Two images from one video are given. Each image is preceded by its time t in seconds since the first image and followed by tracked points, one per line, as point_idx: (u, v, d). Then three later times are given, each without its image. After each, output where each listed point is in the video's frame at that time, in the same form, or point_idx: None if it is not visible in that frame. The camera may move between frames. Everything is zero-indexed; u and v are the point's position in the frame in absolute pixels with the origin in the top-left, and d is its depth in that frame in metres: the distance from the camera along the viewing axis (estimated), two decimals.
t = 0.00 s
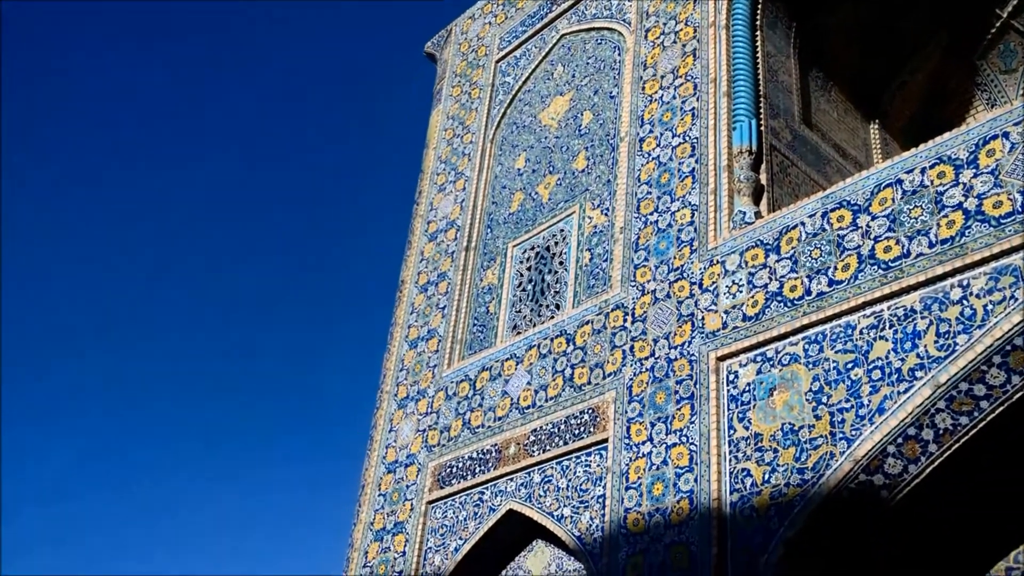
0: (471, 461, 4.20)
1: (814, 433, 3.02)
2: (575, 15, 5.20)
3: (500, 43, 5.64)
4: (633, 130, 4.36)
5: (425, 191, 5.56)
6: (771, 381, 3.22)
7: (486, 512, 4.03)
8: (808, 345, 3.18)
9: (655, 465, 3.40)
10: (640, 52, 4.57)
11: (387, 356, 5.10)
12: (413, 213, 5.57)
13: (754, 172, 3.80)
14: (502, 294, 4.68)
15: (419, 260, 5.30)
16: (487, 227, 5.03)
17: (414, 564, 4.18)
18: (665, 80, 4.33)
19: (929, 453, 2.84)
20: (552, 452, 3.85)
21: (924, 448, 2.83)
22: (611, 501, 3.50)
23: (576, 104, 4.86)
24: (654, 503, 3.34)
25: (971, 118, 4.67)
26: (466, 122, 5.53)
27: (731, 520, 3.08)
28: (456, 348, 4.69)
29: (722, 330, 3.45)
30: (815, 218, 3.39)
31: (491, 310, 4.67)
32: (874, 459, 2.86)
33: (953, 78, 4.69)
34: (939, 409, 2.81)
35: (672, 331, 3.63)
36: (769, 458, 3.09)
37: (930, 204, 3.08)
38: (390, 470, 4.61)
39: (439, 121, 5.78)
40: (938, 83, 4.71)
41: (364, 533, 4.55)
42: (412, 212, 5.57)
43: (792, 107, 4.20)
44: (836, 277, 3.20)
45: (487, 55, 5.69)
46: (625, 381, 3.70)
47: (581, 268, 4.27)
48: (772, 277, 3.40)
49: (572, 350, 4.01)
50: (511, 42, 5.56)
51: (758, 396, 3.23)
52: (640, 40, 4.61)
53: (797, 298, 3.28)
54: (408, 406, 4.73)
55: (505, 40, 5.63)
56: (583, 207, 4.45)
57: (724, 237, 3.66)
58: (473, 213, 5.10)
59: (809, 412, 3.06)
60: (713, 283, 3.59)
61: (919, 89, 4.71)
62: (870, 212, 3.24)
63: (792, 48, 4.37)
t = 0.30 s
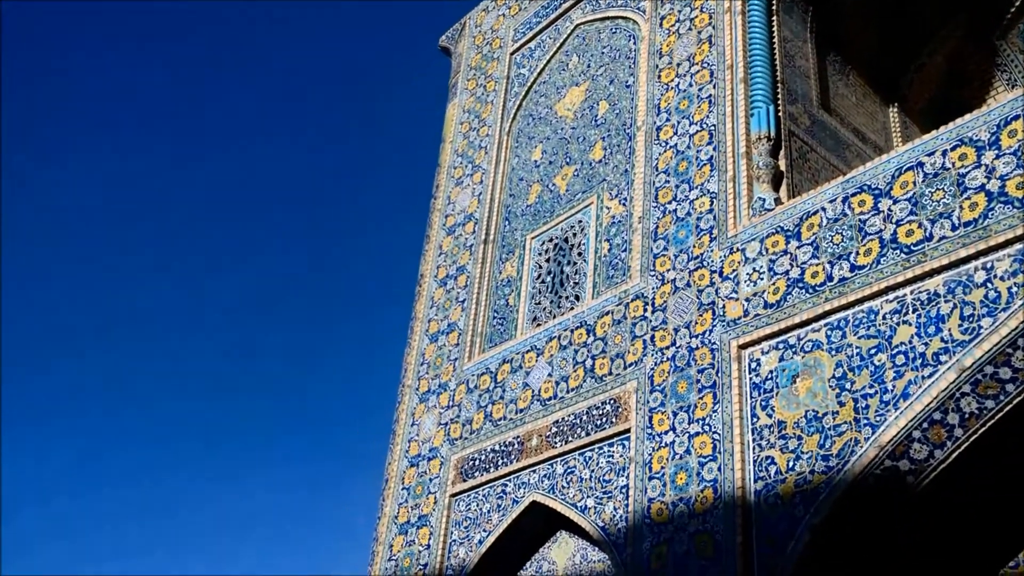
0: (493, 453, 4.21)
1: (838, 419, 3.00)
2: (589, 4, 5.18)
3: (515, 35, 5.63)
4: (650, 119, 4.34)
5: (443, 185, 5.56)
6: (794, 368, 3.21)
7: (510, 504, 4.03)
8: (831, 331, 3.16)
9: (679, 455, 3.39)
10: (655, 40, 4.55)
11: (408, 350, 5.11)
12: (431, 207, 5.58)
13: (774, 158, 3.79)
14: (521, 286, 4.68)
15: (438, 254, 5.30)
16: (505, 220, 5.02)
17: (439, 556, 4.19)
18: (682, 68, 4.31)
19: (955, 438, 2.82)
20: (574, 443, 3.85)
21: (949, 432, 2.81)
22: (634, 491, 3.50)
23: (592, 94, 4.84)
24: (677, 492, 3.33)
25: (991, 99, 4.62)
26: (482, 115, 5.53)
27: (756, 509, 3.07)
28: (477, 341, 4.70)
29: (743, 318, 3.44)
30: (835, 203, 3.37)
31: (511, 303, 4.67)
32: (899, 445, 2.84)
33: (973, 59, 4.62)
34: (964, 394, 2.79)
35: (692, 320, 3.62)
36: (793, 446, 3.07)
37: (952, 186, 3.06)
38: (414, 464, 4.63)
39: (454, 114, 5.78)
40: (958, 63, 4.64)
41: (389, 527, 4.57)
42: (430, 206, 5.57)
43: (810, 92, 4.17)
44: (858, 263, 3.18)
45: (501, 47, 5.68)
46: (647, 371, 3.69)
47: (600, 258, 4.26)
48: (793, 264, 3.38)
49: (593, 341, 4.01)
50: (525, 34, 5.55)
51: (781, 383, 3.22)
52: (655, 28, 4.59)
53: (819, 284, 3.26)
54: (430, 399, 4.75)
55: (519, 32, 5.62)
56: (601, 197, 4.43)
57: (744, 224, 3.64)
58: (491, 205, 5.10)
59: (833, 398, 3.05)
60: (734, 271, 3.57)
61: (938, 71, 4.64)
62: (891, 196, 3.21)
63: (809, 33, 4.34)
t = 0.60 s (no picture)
0: (518, 440, 4.22)
1: (865, 400, 2.99)
2: None
3: (531, 21, 5.62)
4: (669, 102, 4.32)
5: (462, 173, 5.57)
6: (819, 349, 3.20)
7: (535, 489, 4.05)
8: (856, 312, 3.15)
9: (704, 438, 3.39)
10: (673, 23, 4.53)
11: (431, 338, 5.13)
12: (450, 195, 5.58)
13: (795, 139, 3.76)
14: (543, 273, 4.68)
15: (458, 242, 5.32)
16: (525, 207, 5.02)
17: (466, 542, 4.22)
18: (700, 50, 4.29)
19: (983, 417, 2.79)
20: (599, 428, 3.85)
21: (978, 411, 2.79)
22: (660, 475, 3.50)
23: (610, 79, 4.83)
24: (703, 475, 3.33)
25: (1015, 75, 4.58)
26: (500, 102, 5.53)
27: (783, 491, 3.06)
28: (499, 329, 4.71)
29: (767, 300, 3.43)
30: (859, 183, 3.35)
31: (532, 289, 4.68)
32: (926, 424, 2.83)
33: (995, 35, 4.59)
34: (992, 372, 2.77)
35: (715, 303, 3.61)
36: (819, 427, 3.07)
37: (977, 163, 3.03)
38: (438, 451, 4.66)
39: (472, 102, 5.78)
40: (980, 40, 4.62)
41: (415, 514, 4.60)
42: (449, 195, 5.58)
43: (831, 71, 4.14)
44: (882, 243, 3.16)
45: (518, 34, 5.67)
46: (670, 355, 3.69)
47: (621, 243, 4.26)
48: (816, 245, 3.37)
49: (616, 326, 4.01)
50: (541, 19, 5.54)
51: (806, 364, 3.21)
52: (673, 10, 4.57)
53: (843, 264, 3.24)
54: (453, 387, 4.77)
55: (536, 17, 5.60)
56: (621, 182, 4.42)
57: (766, 206, 3.62)
58: (511, 192, 5.11)
59: (859, 379, 3.04)
60: (756, 254, 3.56)
61: (960, 47, 4.61)
62: (915, 174, 3.19)
63: (829, 11, 4.30)
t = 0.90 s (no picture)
0: (534, 426, 4.23)
1: (882, 381, 2.97)
2: None
3: (542, 5, 5.59)
4: (682, 84, 4.29)
5: (474, 160, 5.56)
6: (835, 332, 3.18)
7: (551, 475, 4.05)
8: (872, 293, 3.13)
9: (720, 422, 3.38)
10: (685, 4, 4.50)
11: (445, 325, 5.14)
12: (462, 182, 5.57)
13: (809, 120, 3.73)
14: (556, 258, 4.67)
15: (471, 228, 5.31)
16: (538, 192, 5.01)
17: (483, 528, 4.23)
18: (713, 31, 4.26)
19: (1002, 397, 2.75)
20: (614, 413, 3.85)
21: (996, 391, 2.76)
22: (676, 459, 3.50)
23: (622, 62, 4.80)
24: (719, 459, 3.32)
25: None
26: (511, 87, 5.51)
27: (800, 475, 3.05)
28: (513, 315, 4.70)
29: (782, 283, 3.40)
30: (874, 163, 3.32)
31: (546, 275, 4.67)
32: (944, 405, 2.81)
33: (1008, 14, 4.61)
34: (1010, 352, 2.74)
35: (730, 286, 3.59)
36: (836, 410, 3.05)
37: (993, 141, 3.00)
38: (454, 438, 4.67)
39: (483, 88, 5.76)
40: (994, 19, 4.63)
41: (432, 501, 4.62)
42: (462, 181, 5.57)
43: (844, 50, 4.11)
44: (898, 223, 3.13)
45: (528, 18, 5.64)
46: (685, 339, 3.67)
47: (635, 228, 4.24)
48: (832, 227, 3.34)
49: (630, 311, 4.00)
50: (552, 3, 5.51)
51: (822, 347, 3.19)
52: None
53: (859, 246, 3.22)
54: (468, 374, 4.78)
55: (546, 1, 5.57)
56: (634, 166, 4.40)
57: (781, 187, 3.59)
58: (523, 177, 5.09)
59: (876, 360, 3.02)
60: (771, 236, 3.54)
61: (975, 26, 4.59)
62: (931, 153, 3.16)
63: None
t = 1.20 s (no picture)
0: (552, 412, 4.23)
1: (902, 363, 2.95)
2: None
3: None
4: (696, 67, 4.27)
5: (488, 147, 5.55)
6: (854, 314, 3.16)
7: (570, 461, 4.05)
8: (891, 275, 3.10)
9: (739, 406, 3.38)
10: None
11: (462, 313, 5.15)
12: (477, 169, 5.57)
13: (825, 101, 3.70)
14: (572, 245, 4.66)
15: (486, 216, 5.31)
16: (553, 178, 5.00)
17: (503, 515, 4.24)
18: (726, 13, 4.22)
19: None
20: (633, 399, 3.85)
21: (1018, 371, 2.76)
22: (695, 444, 3.49)
23: (635, 46, 4.77)
24: (739, 443, 3.32)
25: None
26: (524, 74, 5.50)
27: (821, 458, 3.04)
28: (530, 302, 4.70)
29: (800, 266, 3.39)
30: (891, 143, 3.29)
31: (562, 262, 4.66)
32: (965, 386, 2.79)
33: None
34: None
35: (748, 270, 3.58)
36: (856, 392, 3.04)
37: (1013, 119, 2.96)
38: (473, 426, 4.68)
39: (496, 75, 5.75)
40: None
41: (451, 488, 4.64)
42: (476, 169, 5.57)
43: (860, 30, 4.07)
44: (917, 204, 3.11)
45: (540, 4, 5.62)
46: (703, 324, 3.66)
47: (651, 213, 4.22)
48: (850, 208, 3.32)
49: (647, 296, 3.99)
50: None
51: (841, 330, 3.17)
52: None
53: (877, 227, 3.19)
54: (486, 361, 4.79)
55: None
56: (649, 150, 4.38)
57: (798, 169, 3.57)
58: (537, 164, 5.08)
59: (895, 342, 3.00)
60: (789, 219, 3.52)
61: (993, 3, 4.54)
62: (949, 133, 3.13)
63: None
